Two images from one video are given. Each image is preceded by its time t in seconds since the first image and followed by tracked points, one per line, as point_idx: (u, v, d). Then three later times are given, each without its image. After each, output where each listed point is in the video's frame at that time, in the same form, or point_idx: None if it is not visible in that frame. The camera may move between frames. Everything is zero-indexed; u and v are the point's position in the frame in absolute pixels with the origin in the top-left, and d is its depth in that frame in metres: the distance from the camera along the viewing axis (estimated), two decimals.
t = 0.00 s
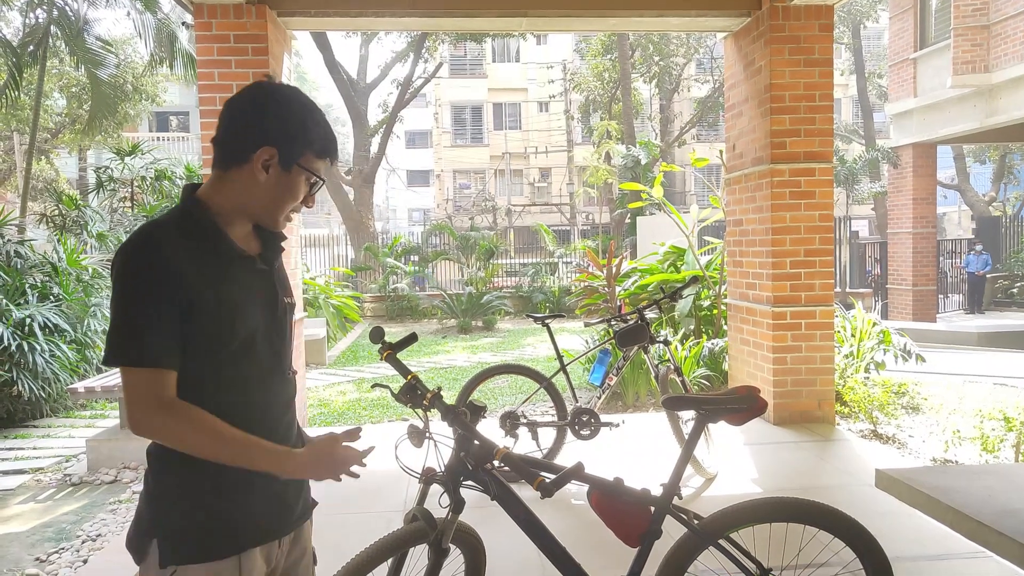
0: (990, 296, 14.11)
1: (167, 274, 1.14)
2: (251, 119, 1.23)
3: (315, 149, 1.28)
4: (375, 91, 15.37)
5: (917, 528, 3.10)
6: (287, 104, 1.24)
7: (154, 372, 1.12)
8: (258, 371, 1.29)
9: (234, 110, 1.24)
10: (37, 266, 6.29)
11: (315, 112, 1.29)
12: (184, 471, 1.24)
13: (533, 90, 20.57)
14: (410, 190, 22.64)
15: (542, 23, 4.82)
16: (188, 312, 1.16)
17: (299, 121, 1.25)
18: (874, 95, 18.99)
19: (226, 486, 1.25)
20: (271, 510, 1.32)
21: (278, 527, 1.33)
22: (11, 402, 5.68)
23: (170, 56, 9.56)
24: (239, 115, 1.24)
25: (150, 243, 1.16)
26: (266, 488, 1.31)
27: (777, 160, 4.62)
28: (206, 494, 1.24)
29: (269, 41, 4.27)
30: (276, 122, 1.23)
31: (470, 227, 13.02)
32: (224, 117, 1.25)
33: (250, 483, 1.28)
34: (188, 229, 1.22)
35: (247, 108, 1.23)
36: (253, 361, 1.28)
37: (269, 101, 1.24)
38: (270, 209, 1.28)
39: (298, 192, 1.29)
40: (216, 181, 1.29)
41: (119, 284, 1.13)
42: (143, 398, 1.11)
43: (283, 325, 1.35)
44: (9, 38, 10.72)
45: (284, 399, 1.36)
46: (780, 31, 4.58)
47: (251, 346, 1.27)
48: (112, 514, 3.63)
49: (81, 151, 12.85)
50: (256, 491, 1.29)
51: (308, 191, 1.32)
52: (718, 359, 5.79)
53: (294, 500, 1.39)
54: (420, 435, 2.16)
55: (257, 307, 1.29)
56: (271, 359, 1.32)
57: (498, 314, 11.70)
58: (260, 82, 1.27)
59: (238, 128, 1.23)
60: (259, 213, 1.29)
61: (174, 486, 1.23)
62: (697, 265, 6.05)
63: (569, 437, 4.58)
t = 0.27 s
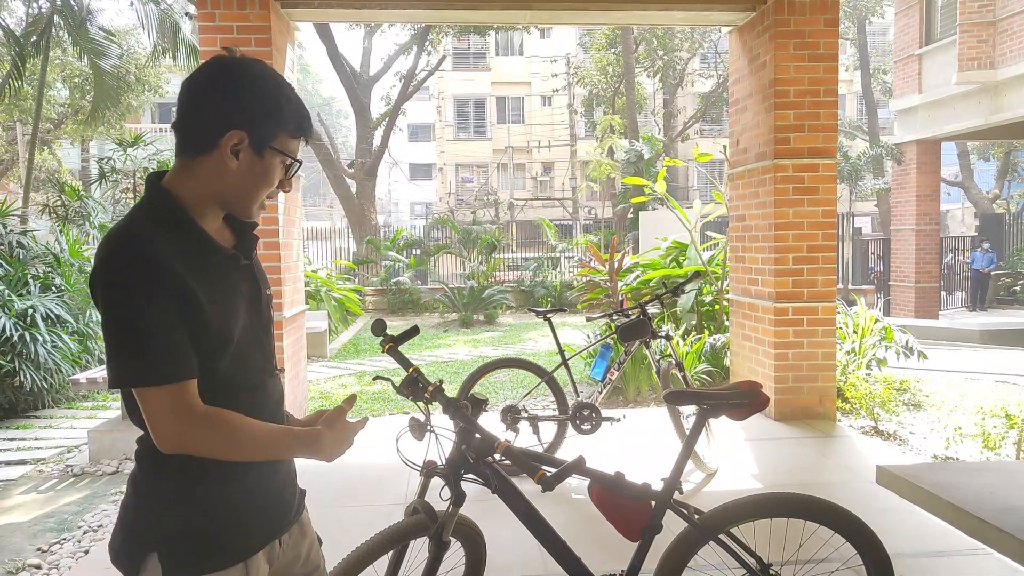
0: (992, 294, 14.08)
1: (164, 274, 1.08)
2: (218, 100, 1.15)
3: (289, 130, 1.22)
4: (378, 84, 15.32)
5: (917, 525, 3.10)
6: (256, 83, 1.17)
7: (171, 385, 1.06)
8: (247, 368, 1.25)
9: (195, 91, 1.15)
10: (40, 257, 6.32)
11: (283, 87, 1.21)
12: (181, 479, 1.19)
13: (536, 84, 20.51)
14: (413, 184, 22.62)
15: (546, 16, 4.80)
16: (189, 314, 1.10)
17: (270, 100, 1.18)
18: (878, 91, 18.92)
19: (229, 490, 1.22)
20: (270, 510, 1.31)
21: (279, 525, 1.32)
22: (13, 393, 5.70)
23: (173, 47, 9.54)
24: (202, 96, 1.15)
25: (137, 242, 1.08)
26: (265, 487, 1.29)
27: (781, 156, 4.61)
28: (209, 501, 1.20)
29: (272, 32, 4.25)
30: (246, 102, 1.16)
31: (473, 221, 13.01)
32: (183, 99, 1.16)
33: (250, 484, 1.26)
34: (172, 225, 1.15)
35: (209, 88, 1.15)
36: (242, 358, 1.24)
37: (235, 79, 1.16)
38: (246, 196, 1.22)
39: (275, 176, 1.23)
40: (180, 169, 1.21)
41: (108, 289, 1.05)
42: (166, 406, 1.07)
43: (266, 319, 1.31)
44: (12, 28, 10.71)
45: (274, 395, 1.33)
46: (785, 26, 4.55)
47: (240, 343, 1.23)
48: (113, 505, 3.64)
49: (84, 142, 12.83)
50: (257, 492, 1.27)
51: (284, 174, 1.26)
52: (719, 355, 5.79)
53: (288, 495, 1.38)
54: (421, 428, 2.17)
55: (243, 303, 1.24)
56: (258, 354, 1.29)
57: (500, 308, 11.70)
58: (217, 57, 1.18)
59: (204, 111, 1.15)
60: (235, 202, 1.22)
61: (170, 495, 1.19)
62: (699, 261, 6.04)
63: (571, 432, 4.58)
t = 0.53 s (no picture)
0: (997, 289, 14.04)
1: (157, 273, 1.07)
2: (203, 88, 1.14)
3: (278, 116, 1.20)
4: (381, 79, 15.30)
5: (920, 519, 3.10)
6: (243, 69, 1.16)
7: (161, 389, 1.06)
8: (246, 366, 1.25)
9: (180, 80, 1.15)
10: (43, 252, 6.35)
11: (271, 74, 1.20)
12: (180, 480, 1.19)
13: (539, 79, 20.46)
14: (415, 179, 22.60)
15: (548, 10, 4.78)
16: (181, 314, 1.09)
17: (258, 87, 1.17)
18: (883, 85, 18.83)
19: (229, 491, 1.22)
20: (275, 516, 1.31)
21: (283, 526, 1.32)
22: (17, 387, 5.73)
23: (176, 42, 9.53)
24: (188, 85, 1.14)
25: (127, 240, 1.08)
26: (268, 488, 1.29)
27: (784, 150, 4.59)
28: (208, 503, 1.20)
29: (274, 26, 4.24)
30: (232, 90, 1.15)
31: (476, 216, 12.99)
32: (170, 90, 1.16)
33: (250, 485, 1.25)
34: (164, 223, 1.14)
35: (195, 77, 1.14)
36: (242, 356, 1.23)
37: (221, 66, 1.15)
38: (238, 187, 1.21)
39: (267, 165, 1.21)
40: (173, 164, 1.21)
41: (97, 288, 1.05)
42: (160, 407, 1.07)
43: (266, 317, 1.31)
44: (15, 24, 10.71)
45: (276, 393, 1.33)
46: (789, 19, 4.53)
47: (238, 342, 1.22)
48: (117, 500, 3.66)
49: (87, 137, 12.84)
50: (259, 493, 1.26)
51: (277, 162, 1.24)
52: (722, 350, 5.79)
53: (292, 495, 1.37)
54: (424, 422, 2.16)
55: (241, 302, 1.24)
56: (258, 352, 1.28)
57: (503, 303, 11.70)
58: (204, 46, 1.17)
59: (190, 101, 1.15)
60: (227, 193, 1.21)
61: (168, 498, 1.19)
62: (702, 255, 6.03)
63: (573, 426, 4.58)
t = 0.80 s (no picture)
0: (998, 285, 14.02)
1: (153, 274, 1.07)
2: (193, 86, 1.14)
3: (265, 109, 1.20)
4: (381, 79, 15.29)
5: (923, 517, 3.09)
6: (232, 66, 1.16)
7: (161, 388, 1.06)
8: (248, 369, 1.24)
9: (170, 80, 1.15)
10: (44, 255, 6.36)
11: (259, 69, 1.20)
12: (183, 486, 1.19)
13: (539, 79, 20.46)
14: (416, 179, 22.61)
15: (548, 10, 4.78)
16: (179, 317, 1.10)
17: (245, 82, 1.17)
18: (883, 82, 18.81)
19: (233, 494, 1.21)
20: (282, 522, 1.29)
21: (290, 531, 1.31)
22: (19, 391, 5.73)
23: (175, 44, 9.55)
24: (179, 85, 1.15)
25: (125, 243, 1.08)
26: (274, 493, 1.28)
27: (785, 148, 4.59)
28: (212, 507, 1.20)
29: (273, 28, 4.25)
30: (220, 86, 1.15)
31: (477, 216, 12.99)
32: (162, 90, 1.16)
33: (258, 489, 1.25)
34: (163, 225, 1.14)
35: (183, 76, 1.14)
36: (242, 358, 1.23)
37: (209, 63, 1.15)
38: (233, 183, 1.20)
39: (260, 162, 1.21)
40: (170, 167, 1.21)
41: (95, 290, 1.05)
42: (161, 407, 1.06)
43: (270, 321, 1.30)
44: (15, 28, 10.73)
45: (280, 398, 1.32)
46: (788, 17, 4.53)
47: (238, 345, 1.22)
48: (120, 502, 3.66)
49: (88, 140, 12.87)
50: (265, 497, 1.26)
51: (271, 158, 1.24)
52: (724, 348, 5.79)
53: (301, 500, 1.36)
54: (425, 423, 2.16)
55: (242, 305, 1.23)
56: (262, 355, 1.28)
57: (504, 303, 11.70)
58: (195, 44, 1.18)
59: (179, 99, 1.15)
60: (222, 191, 1.21)
61: (172, 502, 1.19)
62: (703, 254, 6.03)
63: (575, 426, 4.58)
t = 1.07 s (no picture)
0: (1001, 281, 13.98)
1: (161, 266, 1.07)
2: (185, 76, 1.16)
3: (245, 89, 1.19)
4: (381, 76, 15.27)
5: (925, 512, 3.09)
6: (217, 50, 1.17)
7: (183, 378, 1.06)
8: (258, 363, 1.23)
9: (161, 71, 1.16)
10: (47, 253, 6.36)
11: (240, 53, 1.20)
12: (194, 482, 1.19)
13: (540, 75, 20.42)
14: (417, 176, 22.60)
15: (548, 6, 4.77)
16: (194, 313, 1.09)
17: (226, 64, 1.18)
18: (885, 77, 18.76)
19: (241, 491, 1.21)
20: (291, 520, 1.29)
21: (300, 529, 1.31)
22: (22, 389, 5.74)
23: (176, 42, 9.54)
24: (179, 78, 1.16)
25: (139, 239, 1.08)
26: (282, 490, 1.28)
27: (786, 144, 4.58)
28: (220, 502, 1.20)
29: (273, 25, 4.24)
30: (203, 71, 1.16)
31: (478, 213, 12.97)
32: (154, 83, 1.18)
33: (269, 485, 1.25)
34: (175, 221, 1.14)
35: (169, 64, 1.16)
36: (253, 352, 1.22)
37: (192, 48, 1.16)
38: (227, 171, 1.21)
39: (245, 144, 1.20)
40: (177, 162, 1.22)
41: (105, 282, 1.06)
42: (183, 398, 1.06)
43: (280, 316, 1.29)
44: (16, 26, 10.73)
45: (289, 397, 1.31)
46: (790, 12, 4.51)
47: (248, 339, 1.21)
48: (123, 499, 3.68)
49: (89, 138, 12.88)
50: (273, 494, 1.26)
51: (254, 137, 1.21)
52: (726, 344, 5.78)
53: (309, 497, 1.36)
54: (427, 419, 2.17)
55: (253, 301, 1.22)
56: (272, 351, 1.27)
57: (506, 299, 11.70)
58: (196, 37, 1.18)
59: (167, 89, 1.17)
60: (219, 179, 1.22)
61: (180, 500, 1.19)
62: (705, 250, 6.02)
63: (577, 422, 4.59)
